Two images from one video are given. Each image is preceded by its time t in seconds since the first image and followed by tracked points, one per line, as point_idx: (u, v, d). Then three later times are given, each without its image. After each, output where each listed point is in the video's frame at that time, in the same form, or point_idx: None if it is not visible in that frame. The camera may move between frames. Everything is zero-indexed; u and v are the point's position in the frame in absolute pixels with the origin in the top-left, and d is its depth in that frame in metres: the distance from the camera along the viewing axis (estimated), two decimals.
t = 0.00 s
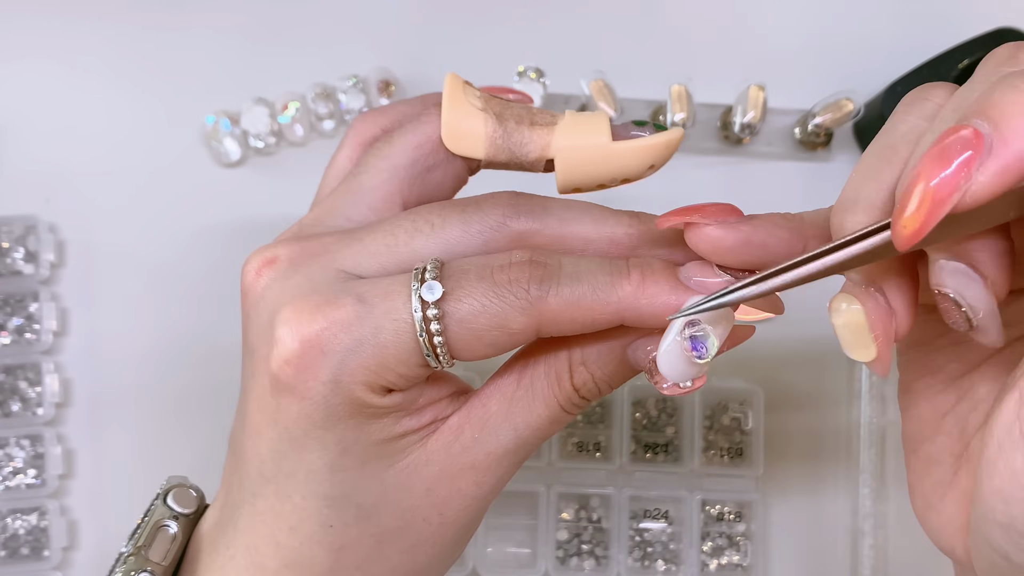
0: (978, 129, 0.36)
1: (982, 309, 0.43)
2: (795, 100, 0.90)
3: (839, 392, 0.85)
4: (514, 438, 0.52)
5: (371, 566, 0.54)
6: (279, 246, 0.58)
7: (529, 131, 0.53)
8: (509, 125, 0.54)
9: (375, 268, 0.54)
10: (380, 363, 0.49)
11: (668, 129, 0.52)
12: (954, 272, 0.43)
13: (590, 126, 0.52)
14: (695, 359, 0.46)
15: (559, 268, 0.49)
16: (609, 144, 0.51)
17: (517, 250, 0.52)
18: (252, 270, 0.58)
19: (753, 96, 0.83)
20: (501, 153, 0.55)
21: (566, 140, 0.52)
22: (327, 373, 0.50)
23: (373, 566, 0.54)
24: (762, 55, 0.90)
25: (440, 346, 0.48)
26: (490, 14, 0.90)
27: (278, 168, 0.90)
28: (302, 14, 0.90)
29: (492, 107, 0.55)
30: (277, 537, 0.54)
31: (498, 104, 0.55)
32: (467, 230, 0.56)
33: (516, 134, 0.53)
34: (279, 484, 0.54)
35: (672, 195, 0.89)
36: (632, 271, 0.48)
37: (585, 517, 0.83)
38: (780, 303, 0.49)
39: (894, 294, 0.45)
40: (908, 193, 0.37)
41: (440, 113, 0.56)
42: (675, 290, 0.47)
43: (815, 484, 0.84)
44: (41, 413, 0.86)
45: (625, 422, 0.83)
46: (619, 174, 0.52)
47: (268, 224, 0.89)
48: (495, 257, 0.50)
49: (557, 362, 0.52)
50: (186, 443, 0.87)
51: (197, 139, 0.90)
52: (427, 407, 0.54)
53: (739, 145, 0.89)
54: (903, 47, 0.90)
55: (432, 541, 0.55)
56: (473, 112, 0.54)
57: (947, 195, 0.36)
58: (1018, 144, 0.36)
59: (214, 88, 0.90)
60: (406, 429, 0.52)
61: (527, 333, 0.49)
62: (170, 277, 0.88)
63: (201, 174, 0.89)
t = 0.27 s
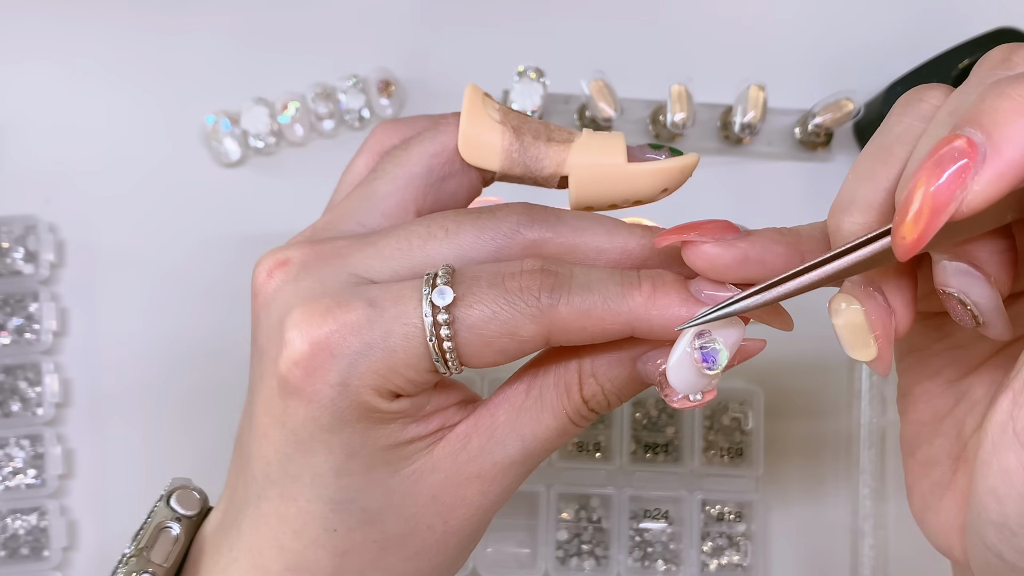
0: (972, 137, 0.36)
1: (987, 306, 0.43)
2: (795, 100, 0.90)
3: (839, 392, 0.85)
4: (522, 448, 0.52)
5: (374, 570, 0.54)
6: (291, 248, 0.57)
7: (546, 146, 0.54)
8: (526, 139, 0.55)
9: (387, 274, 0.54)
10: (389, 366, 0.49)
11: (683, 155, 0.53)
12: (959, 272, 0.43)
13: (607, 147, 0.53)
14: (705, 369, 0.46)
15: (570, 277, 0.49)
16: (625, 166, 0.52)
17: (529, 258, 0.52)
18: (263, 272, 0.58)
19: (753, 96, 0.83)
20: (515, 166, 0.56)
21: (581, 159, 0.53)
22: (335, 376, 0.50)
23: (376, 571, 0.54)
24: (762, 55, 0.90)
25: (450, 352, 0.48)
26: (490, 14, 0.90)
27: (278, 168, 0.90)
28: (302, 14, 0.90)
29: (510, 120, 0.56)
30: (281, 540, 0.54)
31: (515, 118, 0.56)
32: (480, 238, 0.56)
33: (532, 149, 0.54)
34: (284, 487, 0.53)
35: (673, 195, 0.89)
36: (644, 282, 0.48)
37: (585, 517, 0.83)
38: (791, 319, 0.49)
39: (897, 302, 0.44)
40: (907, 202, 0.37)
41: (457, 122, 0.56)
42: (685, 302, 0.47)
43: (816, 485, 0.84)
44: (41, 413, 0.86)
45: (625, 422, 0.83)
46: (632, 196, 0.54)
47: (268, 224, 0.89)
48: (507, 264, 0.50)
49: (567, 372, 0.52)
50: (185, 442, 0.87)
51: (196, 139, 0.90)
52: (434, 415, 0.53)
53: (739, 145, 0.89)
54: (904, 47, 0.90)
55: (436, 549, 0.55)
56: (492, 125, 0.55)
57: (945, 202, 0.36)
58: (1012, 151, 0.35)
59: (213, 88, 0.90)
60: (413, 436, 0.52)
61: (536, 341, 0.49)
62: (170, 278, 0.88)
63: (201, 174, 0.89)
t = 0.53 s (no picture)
0: (975, 136, 0.36)
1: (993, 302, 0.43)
2: (795, 100, 0.90)
3: (839, 392, 0.85)
4: (519, 447, 0.52)
5: (372, 569, 0.54)
6: (289, 247, 0.57)
7: (543, 145, 0.54)
8: (523, 137, 0.55)
9: (384, 272, 0.54)
10: (386, 364, 0.49)
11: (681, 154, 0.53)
12: (964, 268, 0.43)
13: (605, 146, 0.53)
14: (702, 364, 0.46)
15: (567, 274, 0.49)
16: (622, 164, 0.52)
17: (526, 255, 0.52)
18: (261, 270, 0.57)
19: (753, 96, 0.83)
20: (513, 165, 0.56)
21: (579, 157, 0.53)
22: (333, 373, 0.50)
23: (375, 569, 0.54)
24: (762, 55, 0.90)
25: (446, 348, 0.48)
26: (490, 14, 0.90)
27: (278, 168, 0.90)
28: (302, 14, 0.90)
29: (507, 119, 0.56)
30: (278, 538, 0.54)
31: (513, 117, 0.56)
32: (478, 236, 0.56)
33: (529, 147, 0.55)
34: (282, 485, 0.53)
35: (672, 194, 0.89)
36: (640, 279, 0.48)
37: (585, 517, 0.83)
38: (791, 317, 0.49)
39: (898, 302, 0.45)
40: (912, 200, 0.36)
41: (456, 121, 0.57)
42: (683, 299, 0.47)
43: (816, 485, 0.84)
44: (41, 413, 0.86)
45: (625, 422, 0.83)
46: (629, 195, 0.54)
47: (267, 223, 0.89)
48: (503, 262, 0.50)
49: (565, 370, 0.52)
50: (186, 443, 0.87)
51: (196, 139, 0.90)
52: (432, 413, 0.53)
53: (739, 145, 0.89)
54: (903, 47, 0.90)
55: (435, 548, 0.54)
56: (490, 123, 0.55)
57: (950, 201, 0.36)
58: (1015, 150, 0.36)
59: (213, 88, 0.90)
60: (411, 433, 0.52)
61: (534, 337, 0.48)
62: (170, 277, 0.88)
63: (202, 174, 0.89)
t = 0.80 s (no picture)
0: None
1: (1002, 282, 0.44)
2: (795, 100, 0.90)
3: (840, 391, 0.85)
4: (515, 446, 0.52)
5: (366, 565, 0.54)
6: (281, 242, 0.58)
7: (537, 141, 0.53)
8: (517, 132, 0.54)
9: (374, 265, 0.54)
10: (374, 354, 0.49)
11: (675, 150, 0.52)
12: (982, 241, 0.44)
13: (598, 141, 0.52)
14: (695, 350, 0.45)
15: (554, 262, 0.50)
16: (616, 160, 0.51)
17: (513, 245, 0.53)
18: (253, 264, 0.58)
19: (753, 96, 0.83)
20: (507, 160, 0.55)
21: (573, 153, 0.52)
22: (322, 364, 0.50)
23: (370, 567, 0.54)
24: (762, 55, 0.90)
25: (434, 337, 0.49)
26: (490, 14, 0.90)
27: (278, 168, 0.90)
28: (302, 15, 0.90)
29: (501, 115, 0.55)
30: (273, 532, 0.54)
31: (508, 112, 0.55)
32: (468, 230, 0.56)
33: (523, 141, 0.53)
34: (276, 479, 0.54)
35: (672, 194, 0.89)
36: (628, 266, 0.48)
37: (585, 517, 0.83)
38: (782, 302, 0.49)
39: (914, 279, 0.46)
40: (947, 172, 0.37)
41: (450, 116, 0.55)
42: (671, 286, 0.47)
43: (816, 484, 0.84)
44: (41, 413, 0.86)
45: (625, 422, 0.83)
46: (622, 191, 0.52)
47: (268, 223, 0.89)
48: (492, 251, 0.51)
49: (561, 368, 0.52)
50: (186, 443, 0.87)
51: (196, 139, 0.90)
52: (425, 408, 0.54)
53: (739, 145, 0.89)
54: (903, 46, 0.90)
55: (429, 546, 0.54)
56: (485, 120, 0.54)
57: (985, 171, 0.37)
58: None
59: (213, 88, 0.90)
60: (403, 428, 0.52)
61: (521, 325, 0.50)
62: (170, 277, 0.88)
63: (201, 174, 0.89)
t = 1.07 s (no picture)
0: None
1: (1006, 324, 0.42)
2: (795, 100, 0.90)
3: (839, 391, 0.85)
4: (503, 445, 0.52)
5: (351, 564, 0.53)
6: (253, 239, 0.62)
7: (504, 124, 0.55)
8: (484, 118, 0.56)
9: (341, 255, 0.56)
10: (341, 347, 0.51)
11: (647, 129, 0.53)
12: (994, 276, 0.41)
13: (566, 123, 0.54)
14: (682, 352, 0.44)
15: (523, 258, 0.51)
16: (583, 141, 0.53)
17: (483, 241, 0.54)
18: (229, 261, 0.62)
19: (753, 96, 0.84)
20: (475, 145, 0.57)
21: (541, 135, 0.54)
22: (290, 357, 0.52)
23: (355, 566, 0.53)
24: (762, 55, 0.90)
25: (401, 331, 0.50)
26: (490, 14, 0.90)
27: (278, 168, 0.90)
28: (302, 15, 0.90)
29: (469, 101, 0.58)
30: (259, 528, 0.54)
31: (476, 98, 0.58)
32: (430, 209, 0.58)
33: (490, 127, 0.56)
34: (258, 475, 0.54)
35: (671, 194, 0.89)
36: (598, 263, 0.49)
37: (585, 517, 0.83)
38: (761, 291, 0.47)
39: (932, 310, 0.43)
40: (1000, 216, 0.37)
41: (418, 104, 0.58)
42: (641, 281, 0.47)
43: (816, 482, 0.85)
44: (41, 413, 0.86)
45: (625, 422, 0.83)
46: (594, 171, 0.54)
47: (267, 223, 0.88)
48: (461, 247, 0.52)
49: (549, 367, 0.52)
50: (186, 442, 0.87)
51: (197, 140, 0.90)
52: (402, 403, 0.55)
53: (739, 145, 0.89)
54: (904, 47, 0.90)
55: (416, 545, 0.54)
56: (450, 105, 0.57)
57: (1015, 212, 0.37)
58: None
59: (213, 88, 0.90)
60: (381, 422, 0.53)
61: (490, 321, 0.51)
62: (171, 277, 0.88)
63: (201, 174, 0.89)
